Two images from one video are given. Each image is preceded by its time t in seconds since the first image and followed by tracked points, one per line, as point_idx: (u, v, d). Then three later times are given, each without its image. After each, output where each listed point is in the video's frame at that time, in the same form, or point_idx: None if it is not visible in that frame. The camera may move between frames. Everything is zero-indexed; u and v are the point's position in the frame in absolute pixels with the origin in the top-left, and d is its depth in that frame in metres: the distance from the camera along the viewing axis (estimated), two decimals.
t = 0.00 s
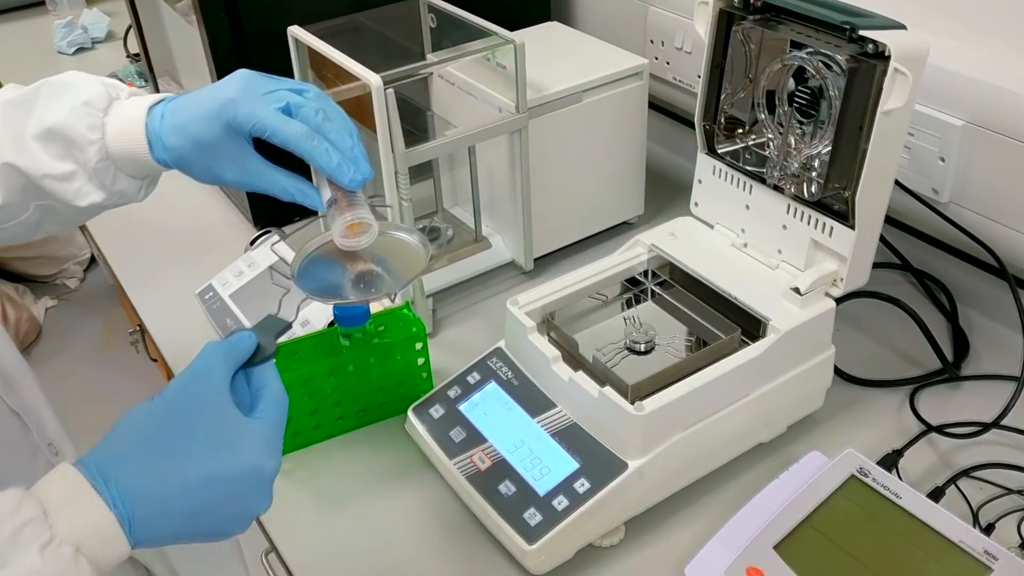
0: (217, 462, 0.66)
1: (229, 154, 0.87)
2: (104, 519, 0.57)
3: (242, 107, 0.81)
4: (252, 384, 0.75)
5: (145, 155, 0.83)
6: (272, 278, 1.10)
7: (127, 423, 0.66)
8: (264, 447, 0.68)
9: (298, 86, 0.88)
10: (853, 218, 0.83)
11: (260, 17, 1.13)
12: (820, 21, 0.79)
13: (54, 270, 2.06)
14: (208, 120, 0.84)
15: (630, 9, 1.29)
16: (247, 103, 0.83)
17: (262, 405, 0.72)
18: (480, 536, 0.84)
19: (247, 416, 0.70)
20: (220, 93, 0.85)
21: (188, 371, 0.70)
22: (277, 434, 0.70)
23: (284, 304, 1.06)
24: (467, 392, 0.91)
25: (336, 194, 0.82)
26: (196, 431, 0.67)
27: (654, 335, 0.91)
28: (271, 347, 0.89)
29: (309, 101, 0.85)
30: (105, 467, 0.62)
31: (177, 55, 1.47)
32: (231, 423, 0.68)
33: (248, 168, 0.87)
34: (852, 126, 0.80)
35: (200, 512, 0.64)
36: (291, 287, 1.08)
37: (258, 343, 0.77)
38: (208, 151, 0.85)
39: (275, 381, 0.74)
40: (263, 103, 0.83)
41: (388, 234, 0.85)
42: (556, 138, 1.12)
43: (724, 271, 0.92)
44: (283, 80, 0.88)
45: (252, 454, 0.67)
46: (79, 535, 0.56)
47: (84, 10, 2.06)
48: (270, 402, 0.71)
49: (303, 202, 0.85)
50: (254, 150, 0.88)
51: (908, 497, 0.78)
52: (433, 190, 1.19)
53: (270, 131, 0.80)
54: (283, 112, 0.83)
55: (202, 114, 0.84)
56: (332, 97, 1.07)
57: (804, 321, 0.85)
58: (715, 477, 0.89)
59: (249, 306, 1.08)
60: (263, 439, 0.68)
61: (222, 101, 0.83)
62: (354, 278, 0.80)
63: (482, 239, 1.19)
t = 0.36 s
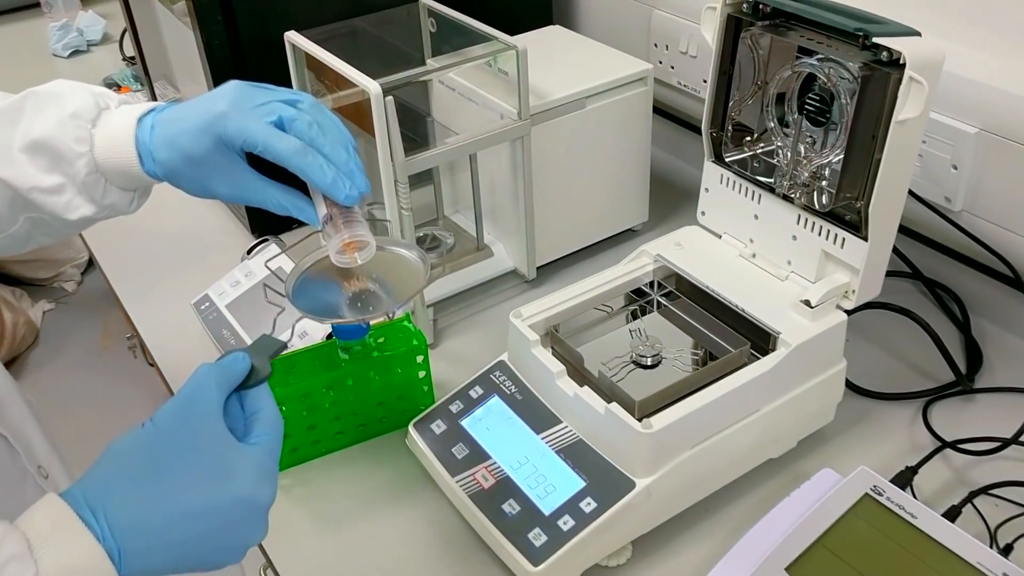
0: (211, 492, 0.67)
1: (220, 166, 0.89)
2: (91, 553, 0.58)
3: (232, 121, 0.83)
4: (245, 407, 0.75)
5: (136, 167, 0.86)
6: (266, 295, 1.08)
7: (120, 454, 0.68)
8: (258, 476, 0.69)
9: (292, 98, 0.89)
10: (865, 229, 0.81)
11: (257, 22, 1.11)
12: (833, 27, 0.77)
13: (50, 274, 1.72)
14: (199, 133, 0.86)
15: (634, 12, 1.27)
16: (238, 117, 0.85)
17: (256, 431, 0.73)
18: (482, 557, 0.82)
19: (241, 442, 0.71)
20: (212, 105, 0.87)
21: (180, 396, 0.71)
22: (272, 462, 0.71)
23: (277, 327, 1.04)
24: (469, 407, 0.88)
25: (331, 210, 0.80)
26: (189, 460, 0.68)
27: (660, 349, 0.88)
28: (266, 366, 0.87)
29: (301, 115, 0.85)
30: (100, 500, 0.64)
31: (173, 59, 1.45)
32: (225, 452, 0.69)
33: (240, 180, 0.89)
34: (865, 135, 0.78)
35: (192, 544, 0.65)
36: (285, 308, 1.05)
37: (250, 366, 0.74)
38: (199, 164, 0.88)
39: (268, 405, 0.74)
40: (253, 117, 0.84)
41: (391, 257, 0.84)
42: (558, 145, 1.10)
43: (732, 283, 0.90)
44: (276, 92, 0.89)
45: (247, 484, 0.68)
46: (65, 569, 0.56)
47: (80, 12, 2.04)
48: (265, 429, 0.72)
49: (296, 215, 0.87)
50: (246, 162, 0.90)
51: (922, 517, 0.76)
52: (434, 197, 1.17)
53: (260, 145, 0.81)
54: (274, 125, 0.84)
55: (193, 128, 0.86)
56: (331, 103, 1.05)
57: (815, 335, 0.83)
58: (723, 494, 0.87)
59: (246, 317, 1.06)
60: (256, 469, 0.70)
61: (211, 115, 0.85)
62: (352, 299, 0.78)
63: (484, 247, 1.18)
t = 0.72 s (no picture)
0: (207, 509, 0.66)
1: (216, 172, 0.87)
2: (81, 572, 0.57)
3: (228, 126, 0.81)
4: (241, 421, 0.74)
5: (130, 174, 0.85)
6: (262, 303, 1.06)
7: (112, 469, 0.67)
8: (255, 492, 0.68)
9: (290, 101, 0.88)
10: (874, 235, 0.80)
11: (255, 23, 1.10)
12: (841, 30, 0.76)
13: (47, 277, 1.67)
14: (194, 139, 0.85)
15: (636, 13, 1.26)
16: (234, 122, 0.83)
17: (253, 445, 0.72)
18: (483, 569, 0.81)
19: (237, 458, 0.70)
20: (207, 110, 0.86)
21: (175, 411, 0.70)
22: (269, 478, 0.70)
23: (275, 334, 1.02)
24: (471, 416, 0.87)
25: (330, 216, 0.80)
26: (184, 477, 0.67)
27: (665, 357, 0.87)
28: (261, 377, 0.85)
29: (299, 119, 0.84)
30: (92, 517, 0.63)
31: (170, 60, 1.44)
32: (221, 467, 0.68)
33: (236, 186, 0.88)
34: (874, 139, 0.76)
35: (185, 563, 0.64)
36: (283, 317, 1.03)
37: (247, 378, 0.74)
38: (194, 170, 0.86)
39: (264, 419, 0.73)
40: (249, 122, 0.82)
41: (392, 266, 0.82)
42: (560, 148, 1.08)
43: (738, 289, 0.89)
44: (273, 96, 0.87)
45: (244, 500, 0.67)
46: None
47: (77, 12, 2.03)
48: (262, 443, 0.71)
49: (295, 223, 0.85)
50: (243, 168, 0.88)
51: (934, 529, 0.74)
52: (434, 201, 1.16)
53: (258, 151, 0.80)
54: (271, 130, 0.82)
55: (187, 133, 0.84)
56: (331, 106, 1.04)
57: (822, 343, 0.82)
58: (729, 504, 0.85)
59: (244, 323, 1.05)
60: (252, 485, 0.69)
61: (206, 120, 0.84)
62: (352, 309, 0.77)
63: (485, 251, 1.16)
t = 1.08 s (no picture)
0: (186, 521, 0.66)
1: (201, 171, 0.86)
2: None
3: (213, 122, 0.80)
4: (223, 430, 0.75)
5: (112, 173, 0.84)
6: (247, 309, 1.04)
7: (91, 480, 0.67)
8: (237, 503, 0.68)
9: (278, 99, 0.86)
10: (877, 235, 0.78)
11: (247, 21, 1.08)
12: (844, 26, 0.74)
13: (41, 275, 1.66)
14: (178, 136, 0.84)
15: (634, 9, 1.24)
16: (220, 118, 0.82)
17: (234, 456, 0.72)
18: None
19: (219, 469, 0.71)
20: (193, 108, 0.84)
21: (155, 419, 0.71)
22: (251, 489, 0.70)
23: (259, 341, 1.01)
24: (465, 421, 0.85)
25: (318, 216, 0.77)
26: (164, 487, 0.67)
27: (664, 360, 0.85)
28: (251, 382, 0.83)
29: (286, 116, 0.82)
30: (68, 529, 0.64)
31: (163, 57, 1.42)
32: (202, 478, 0.69)
33: (222, 185, 0.87)
34: (877, 138, 0.74)
35: None
36: (267, 323, 1.02)
37: (229, 386, 0.75)
38: (178, 168, 0.85)
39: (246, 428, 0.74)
40: (236, 118, 0.81)
41: (381, 269, 0.82)
42: (557, 146, 1.06)
43: (738, 291, 0.87)
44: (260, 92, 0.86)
45: (225, 510, 0.67)
46: None
47: (70, 9, 2.01)
48: (243, 456, 0.72)
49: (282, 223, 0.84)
50: (229, 166, 0.87)
51: (938, 538, 0.72)
52: (429, 200, 1.14)
53: (244, 147, 0.78)
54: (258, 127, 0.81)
55: (172, 130, 0.83)
56: (324, 103, 1.02)
57: (824, 346, 0.80)
58: (729, 510, 0.83)
59: (236, 326, 1.03)
60: (232, 497, 0.68)
61: (191, 117, 0.82)
62: (342, 313, 0.76)
63: (481, 252, 1.14)
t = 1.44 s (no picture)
0: (157, 526, 0.67)
1: (182, 165, 0.85)
2: None
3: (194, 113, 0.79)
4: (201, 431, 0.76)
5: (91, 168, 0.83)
6: (231, 305, 1.03)
7: (65, 485, 0.68)
8: (212, 506, 0.69)
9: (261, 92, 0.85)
10: (880, 232, 0.76)
11: (237, 13, 1.07)
12: (848, 17, 0.71)
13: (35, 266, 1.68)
14: (158, 129, 0.82)
15: None
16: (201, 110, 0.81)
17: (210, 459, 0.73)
18: None
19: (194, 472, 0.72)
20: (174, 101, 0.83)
21: (130, 422, 0.72)
22: (226, 492, 0.71)
23: (245, 339, 0.99)
24: (456, 421, 0.83)
25: (302, 211, 0.76)
26: (137, 490, 0.69)
27: (660, 359, 0.83)
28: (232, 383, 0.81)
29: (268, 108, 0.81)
30: (42, 535, 0.65)
31: (154, 47, 1.40)
32: (177, 481, 0.70)
33: (203, 179, 0.85)
34: (881, 132, 0.72)
35: None
36: (248, 321, 1.00)
37: (208, 387, 0.77)
38: (158, 163, 0.84)
39: (221, 427, 0.75)
40: (218, 109, 0.80)
41: (367, 264, 0.80)
42: (552, 139, 1.04)
43: (738, 289, 0.85)
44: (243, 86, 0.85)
45: (198, 514, 0.68)
46: None
47: None
48: (219, 458, 0.72)
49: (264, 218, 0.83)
50: (211, 162, 0.86)
51: (940, 544, 0.70)
52: (422, 193, 1.12)
53: (226, 138, 0.77)
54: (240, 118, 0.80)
55: (151, 123, 0.82)
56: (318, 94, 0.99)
57: (825, 345, 0.78)
58: (726, 513, 0.81)
59: (224, 322, 1.01)
60: (204, 501, 0.69)
61: (170, 110, 0.81)
62: (326, 310, 0.75)
63: (475, 246, 1.12)
